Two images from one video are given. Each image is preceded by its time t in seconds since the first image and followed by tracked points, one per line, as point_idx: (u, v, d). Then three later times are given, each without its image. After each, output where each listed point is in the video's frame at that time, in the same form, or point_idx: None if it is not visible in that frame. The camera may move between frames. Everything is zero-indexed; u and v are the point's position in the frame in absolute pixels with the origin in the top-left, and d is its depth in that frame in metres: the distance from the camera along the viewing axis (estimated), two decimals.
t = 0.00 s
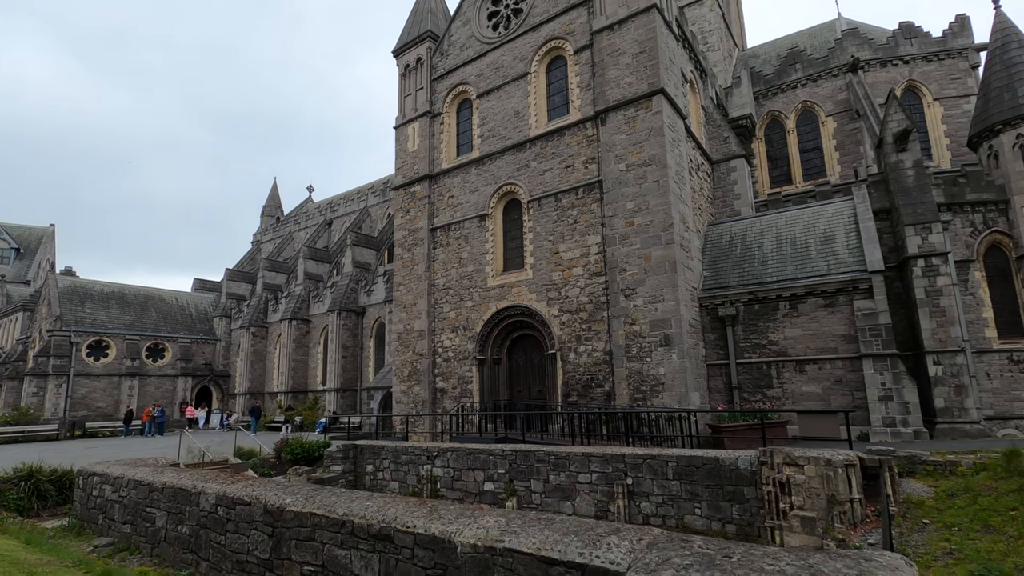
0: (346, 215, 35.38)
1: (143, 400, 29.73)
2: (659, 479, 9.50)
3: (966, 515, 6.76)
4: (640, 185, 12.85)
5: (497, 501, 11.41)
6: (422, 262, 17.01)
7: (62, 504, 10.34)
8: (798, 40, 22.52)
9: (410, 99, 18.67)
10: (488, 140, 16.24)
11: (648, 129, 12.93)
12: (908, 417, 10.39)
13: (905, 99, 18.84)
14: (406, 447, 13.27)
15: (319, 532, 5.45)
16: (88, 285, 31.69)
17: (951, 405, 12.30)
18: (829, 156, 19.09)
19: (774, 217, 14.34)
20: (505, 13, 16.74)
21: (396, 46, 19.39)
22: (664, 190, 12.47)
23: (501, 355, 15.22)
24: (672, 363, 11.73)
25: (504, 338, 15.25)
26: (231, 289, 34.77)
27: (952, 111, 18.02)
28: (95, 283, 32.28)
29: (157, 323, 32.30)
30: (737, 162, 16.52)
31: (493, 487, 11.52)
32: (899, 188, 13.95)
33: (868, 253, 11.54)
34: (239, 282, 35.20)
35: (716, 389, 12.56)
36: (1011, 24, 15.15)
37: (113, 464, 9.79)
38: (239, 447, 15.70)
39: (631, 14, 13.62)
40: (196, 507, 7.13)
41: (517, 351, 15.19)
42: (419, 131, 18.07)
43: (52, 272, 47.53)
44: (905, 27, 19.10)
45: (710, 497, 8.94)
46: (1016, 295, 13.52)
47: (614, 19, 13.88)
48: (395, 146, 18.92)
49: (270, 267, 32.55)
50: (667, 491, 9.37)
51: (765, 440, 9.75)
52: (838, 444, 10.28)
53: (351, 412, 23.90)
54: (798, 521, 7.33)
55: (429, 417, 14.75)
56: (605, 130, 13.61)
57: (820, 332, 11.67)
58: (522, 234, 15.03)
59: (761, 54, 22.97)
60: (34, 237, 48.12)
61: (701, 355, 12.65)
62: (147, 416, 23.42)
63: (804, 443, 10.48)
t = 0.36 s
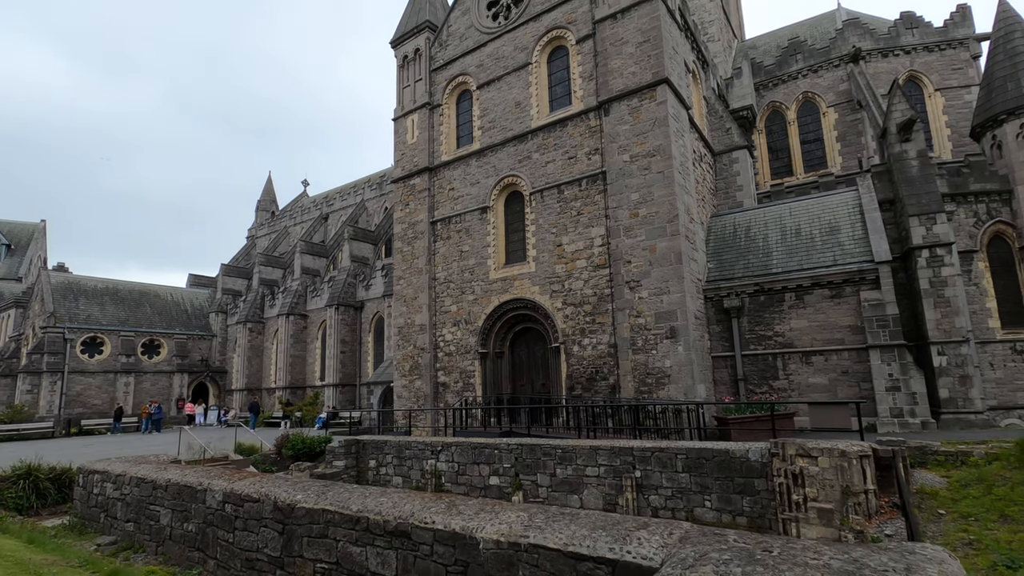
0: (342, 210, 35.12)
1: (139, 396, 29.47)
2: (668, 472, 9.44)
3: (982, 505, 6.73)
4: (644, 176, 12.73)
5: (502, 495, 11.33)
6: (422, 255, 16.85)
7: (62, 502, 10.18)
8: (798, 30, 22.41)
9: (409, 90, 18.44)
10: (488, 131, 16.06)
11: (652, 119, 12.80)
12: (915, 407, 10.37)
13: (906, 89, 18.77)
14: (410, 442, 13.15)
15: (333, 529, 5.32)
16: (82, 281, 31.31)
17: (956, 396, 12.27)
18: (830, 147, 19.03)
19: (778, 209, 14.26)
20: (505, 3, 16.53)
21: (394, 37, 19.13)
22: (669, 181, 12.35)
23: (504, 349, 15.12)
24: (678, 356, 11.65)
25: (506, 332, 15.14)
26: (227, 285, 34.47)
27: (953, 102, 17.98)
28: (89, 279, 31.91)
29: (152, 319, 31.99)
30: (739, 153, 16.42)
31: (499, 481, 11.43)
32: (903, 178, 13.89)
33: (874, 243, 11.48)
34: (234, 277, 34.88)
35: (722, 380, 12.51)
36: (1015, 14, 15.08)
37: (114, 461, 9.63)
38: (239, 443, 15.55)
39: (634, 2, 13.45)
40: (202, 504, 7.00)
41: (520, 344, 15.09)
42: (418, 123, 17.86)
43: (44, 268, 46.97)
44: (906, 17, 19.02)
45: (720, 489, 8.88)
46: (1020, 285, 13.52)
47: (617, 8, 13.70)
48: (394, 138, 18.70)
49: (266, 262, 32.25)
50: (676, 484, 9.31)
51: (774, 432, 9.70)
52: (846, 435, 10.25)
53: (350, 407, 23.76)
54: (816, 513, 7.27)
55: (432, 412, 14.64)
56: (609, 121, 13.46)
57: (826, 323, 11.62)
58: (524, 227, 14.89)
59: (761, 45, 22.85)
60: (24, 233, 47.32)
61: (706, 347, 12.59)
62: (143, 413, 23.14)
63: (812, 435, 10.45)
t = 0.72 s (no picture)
0: (340, 203, 34.88)
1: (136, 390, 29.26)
2: (675, 465, 9.38)
3: (996, 499, 6.70)
4: (649, 168, 12.61)
5: (507, 489, 11.26)
6: (424, 248, 16.70)
7: (62, 497, 10.05)
8: (800, 23, 22.29)
9: (409, 81, 18.23)
10: (491, 123, 15.89)
11: (658, 111, 12.67)
12: (922, 400, 10.35)
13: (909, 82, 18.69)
14: (413, 436, 13.06)
15: (346, 525, 5.22)
16: (76, 274, 31.00)
17: (960, 389, 12.24)
18: (833, 141, 18.95)
19: (783, 201, 14.18)
20: None
21: (394, 27, 18.88)
22: (674, 173, 12.25)
23: (507, 343, 15.03)
24: (683, 349, 11.58)
25: (509, 325, 15.04)
26: (224, 278, 34.21)
27: (956, 95, 17.92)
28: (84, 272, 31.59)
29: (148, 312, 31.73)
30: (743, 146, 16.32)
31: (504, 475, 11.36)
32: (909, 171, 13.83)
33: (881, 236, 11.42)
34: (231, 270, 34.62)
35: (727, 374, 12.47)
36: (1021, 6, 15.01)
37: (114, 456, 9.48)
38: (240, 437, 15.42)
39: None
40: (208, 499, 6.88)
41: (523, 338, 15.00)
42: (419, 114, 17.66)
43: (38, 261, 46.53)
44: (910, 9, 18.91)
45: (728, 483, 8.83)
46: None
47: None
48: (395, 129, 18.49)
49: (263, 255, 32.00)
50: (684, 478, 9.26)
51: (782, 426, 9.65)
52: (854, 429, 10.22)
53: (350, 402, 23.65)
54: (830, 507, 7.24)
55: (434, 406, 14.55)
56: (613, 112, 13.32)
57: (833, 317, 11.58)
58: (527, 219, 14.76)
59: (763, 37, 22.71)
60: (17, 224, 46.65)
61: (711, 341, 12.53)
62: (141, 406, 22.93)
63: (818, 428, 10.42)
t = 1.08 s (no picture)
0: (337, 199, 34.62)
1: (132, 388, 28.97)
2: (685, 462, 9.25)
3: (1017, 496, 6.60)
4: (655, 162, 12.47)
5: (513, 487, 11.12)
6: (425, 244, 16.52)
7: (59, 496, 9.84)
8: (803, 18, 22.19)
9: (410, 75, 18.02)
10: (493, 117, 15.70)
11: (664, 104, 12.52)
12: (932, 397, 10.27)
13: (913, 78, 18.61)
14: (415, 433, 12.89)
15: (358, 524, 5.06)
16: (71, 271, 30.65)
17: (967, 385, 12.15)
18: (836, 136, 18.86)
19: (789, 197, 14.06)
20: None
21: (395, 20, 18.67)
22: (681, 168, 12.11)
23: (509, 339, 14.87)
24: (691, 345, 11.46)
25: (512, 322, 14.89)
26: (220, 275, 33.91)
27: (960, 91, 17.86)
28: (78, 269, 31.24)
29: (144, 309, 31.41)
30: (747, 141, 16.20)
31: (509, 472, 11.21)
32: (915, 167, 13.74)
33: (890, 231, 11.32)
34: (228, 267, 34.34)
35: (733, 370, 12.36)
36: None
37: (113, 454, 9.28)
38: (240, 436, 15.21)
39: None
40: (212, 498, 6.71)
41: (526, 335, 14.85)
42: (420, 108, 17.47)
43: (31, 258, 46.07)
44: (913, 4, 18.83)
45: (739, 480, 8.71)
46: None
47: None
48: (395, 124, 18.28)
49: (260, 252, 31.72)
50: (694, 475, 9.14)
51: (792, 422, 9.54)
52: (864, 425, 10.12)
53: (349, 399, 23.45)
54: (849, 504, 7.12)
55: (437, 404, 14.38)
56: (619, 106, 13.17)
57: (840, 312, 11.48)
58: (531, 215, 14.60)
59: (765, 33, 22.60)
60: (10, 221, 46.11)
61: (717, 337, 12.42)
62: (137, 404, 22.67)
63: (828, 425, 10.31)
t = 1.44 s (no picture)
0: (336, 194, 34.38)
1: (128, 383, 28.69)
2: (693, 463, 9.10)
3: None
4: (663, 158, 12.33)
5: (517, 486, 10.95)
6: (427, 239, 16.34)
7: (55, 493, 9.64)
8: (807, 16, 22.09)
9: (413, 69, 17.83)
10: (498, 112, 15.53)
11: (672, 100, 12.37)
12: (942, 398, 10.18)
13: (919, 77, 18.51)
14: (417, 431, 12.72)
15: (368, 525, 4.90)
16: (67, 265, 30.34)
17: (975, 386, 12.02)
18: (841, 135, 18.76)
19: (796, 195, 13.94)
20: None
21: (397, 14, 18.46)
22: (689, 164, 11.97)
23: (512, 337, 14.72)
24: (698, 344, 11.33)
25: (515, 319, 14.74)
26: (218, 270, 33.65)
27: (966, 90, 17.77)
28: (74, 263, 30.92)
29: (140, 304, 31.12)
30: (753, 139, 16.07)
31: (513, 471, 11.05)
32: (923, 166, 13.63)
33: (900, 230, 11.20)
34: (225, 263, 34.09)
35: (739, 370, 12.24)
36: None
37: (111, 450, 9.08)
38: (238, 433, 15.02)
39: None
40: (214, 497, 6.54)
41: (529, 332, 14.71)
42: (423, 103, 17.28)
43: (26, 252, 45.66)
44: (920, 2, 18.73)
45: (749, 481, 8.57)
46: None
47: None
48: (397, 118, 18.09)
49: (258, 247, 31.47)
50: (703, 475, 9.00)
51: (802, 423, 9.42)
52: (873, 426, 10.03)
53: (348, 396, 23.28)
54: (867, 506, 6.99)
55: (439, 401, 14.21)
56: (626, 101, 13.02)
57: (849, 312, 11.36)
58: (535, 211, 14.45)
59: (769, 31, 22.49)
60: (4, 215, 45.65)
61: (723, 336, 12.29)
62: (133, 400, 22.58)
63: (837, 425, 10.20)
